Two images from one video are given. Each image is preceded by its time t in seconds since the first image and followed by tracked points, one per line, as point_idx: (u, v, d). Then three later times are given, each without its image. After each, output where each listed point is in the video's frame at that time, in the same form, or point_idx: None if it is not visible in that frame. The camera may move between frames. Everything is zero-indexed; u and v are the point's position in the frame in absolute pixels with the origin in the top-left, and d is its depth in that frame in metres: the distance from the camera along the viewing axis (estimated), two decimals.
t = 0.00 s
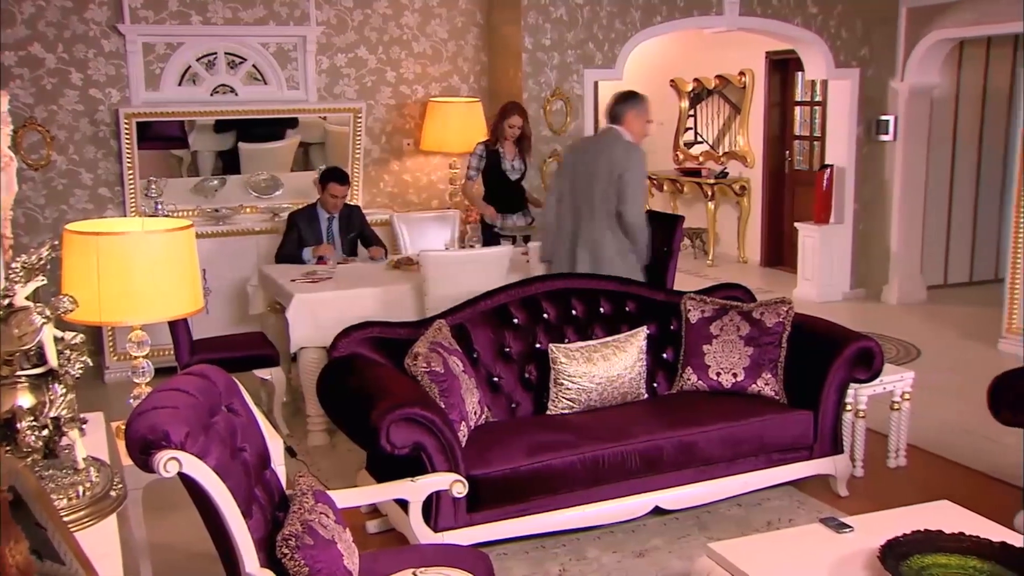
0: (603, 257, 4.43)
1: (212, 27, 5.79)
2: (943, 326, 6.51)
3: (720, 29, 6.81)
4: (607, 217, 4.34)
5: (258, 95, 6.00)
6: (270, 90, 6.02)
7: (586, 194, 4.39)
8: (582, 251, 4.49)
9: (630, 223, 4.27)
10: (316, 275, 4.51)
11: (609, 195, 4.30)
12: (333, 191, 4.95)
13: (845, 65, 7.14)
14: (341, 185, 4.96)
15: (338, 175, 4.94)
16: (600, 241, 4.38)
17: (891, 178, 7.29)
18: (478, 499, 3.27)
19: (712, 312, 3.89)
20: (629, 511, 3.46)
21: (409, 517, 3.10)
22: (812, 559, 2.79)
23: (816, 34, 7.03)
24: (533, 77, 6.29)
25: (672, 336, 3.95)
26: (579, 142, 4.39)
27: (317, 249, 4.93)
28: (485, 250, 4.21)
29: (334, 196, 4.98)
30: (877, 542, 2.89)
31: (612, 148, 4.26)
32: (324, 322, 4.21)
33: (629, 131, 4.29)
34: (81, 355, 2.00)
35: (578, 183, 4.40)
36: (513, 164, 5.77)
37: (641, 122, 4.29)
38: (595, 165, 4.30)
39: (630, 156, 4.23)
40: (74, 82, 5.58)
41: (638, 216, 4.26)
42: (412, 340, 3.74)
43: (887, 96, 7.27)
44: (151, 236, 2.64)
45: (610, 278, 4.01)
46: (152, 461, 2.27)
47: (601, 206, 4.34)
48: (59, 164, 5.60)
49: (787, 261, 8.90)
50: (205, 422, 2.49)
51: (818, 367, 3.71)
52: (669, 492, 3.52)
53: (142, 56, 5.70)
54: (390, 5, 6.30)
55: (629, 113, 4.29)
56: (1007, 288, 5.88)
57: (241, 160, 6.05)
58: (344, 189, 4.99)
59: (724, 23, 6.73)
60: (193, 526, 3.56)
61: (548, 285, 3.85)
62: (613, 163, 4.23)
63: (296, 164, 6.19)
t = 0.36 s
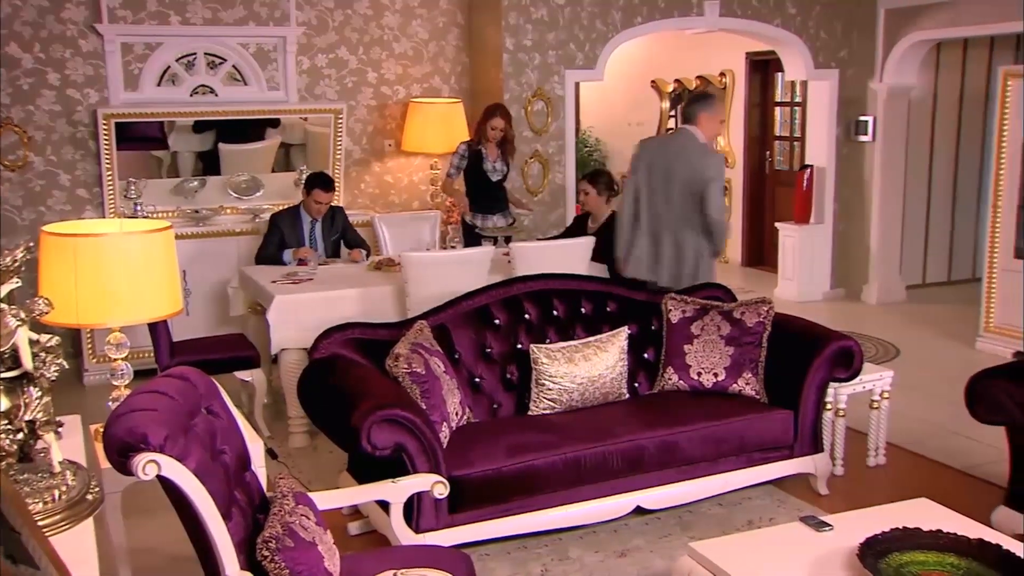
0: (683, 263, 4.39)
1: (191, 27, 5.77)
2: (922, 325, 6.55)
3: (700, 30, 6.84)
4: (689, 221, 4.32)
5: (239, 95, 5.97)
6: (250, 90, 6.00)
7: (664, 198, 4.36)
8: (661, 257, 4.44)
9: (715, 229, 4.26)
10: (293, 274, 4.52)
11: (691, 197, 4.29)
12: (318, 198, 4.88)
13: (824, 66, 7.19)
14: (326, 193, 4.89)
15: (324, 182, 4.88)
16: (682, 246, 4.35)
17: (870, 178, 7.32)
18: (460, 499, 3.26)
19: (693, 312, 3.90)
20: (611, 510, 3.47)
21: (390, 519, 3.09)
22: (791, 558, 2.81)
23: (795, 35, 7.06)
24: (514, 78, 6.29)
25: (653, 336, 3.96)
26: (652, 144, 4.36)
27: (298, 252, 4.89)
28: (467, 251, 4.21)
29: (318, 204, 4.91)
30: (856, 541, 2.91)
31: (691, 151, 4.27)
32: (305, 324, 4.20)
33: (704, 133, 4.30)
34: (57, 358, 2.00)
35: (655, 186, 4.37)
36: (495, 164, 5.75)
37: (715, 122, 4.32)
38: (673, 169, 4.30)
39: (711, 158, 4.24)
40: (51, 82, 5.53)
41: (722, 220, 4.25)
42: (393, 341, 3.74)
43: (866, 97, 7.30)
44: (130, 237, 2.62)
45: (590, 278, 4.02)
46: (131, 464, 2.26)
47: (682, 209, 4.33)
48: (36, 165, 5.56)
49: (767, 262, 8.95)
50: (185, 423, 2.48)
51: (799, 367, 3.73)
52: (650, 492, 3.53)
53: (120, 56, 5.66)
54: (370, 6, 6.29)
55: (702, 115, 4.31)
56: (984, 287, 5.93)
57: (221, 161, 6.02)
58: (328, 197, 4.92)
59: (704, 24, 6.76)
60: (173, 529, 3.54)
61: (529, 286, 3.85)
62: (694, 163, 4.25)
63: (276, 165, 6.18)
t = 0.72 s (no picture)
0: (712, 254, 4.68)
1: (166, 28, 5.74)
2: (898, 324, 6.59)
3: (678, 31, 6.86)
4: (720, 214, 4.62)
5: (215, 97, 5.94)
6: (227, 91, 5.96)
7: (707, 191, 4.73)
8: (703, 247, 4.78)
9: (734, 220, 4.51)
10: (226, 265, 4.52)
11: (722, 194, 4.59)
12: (296, 199, 4.87)
13: (800, 67, 7.23)
14: (304, 194, 4.88)
15: (302, 183, 4.87)
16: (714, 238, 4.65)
17: (846, 178, 7.36)
18: (439, 501, 3.26)
19: (671, 312, 3.92)
20: (590, 511, 3.48)
21: (368, 521, 3.08)
22: (768, 556, 2.82)
23: (772, 36, 7.10)
24: (492, 79, 6.29)
25: (631, 336, 3.97)
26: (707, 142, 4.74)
27: (276, 252, 4.88)
28: (445, 253, 4.20)
29: (296, 204, 4.90)
30: (831, 539, 2.92)
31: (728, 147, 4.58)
32: (282, 325, 4.18)
33: (751, 131, 4.56)
34: (27, 362, 1.98)
35: (702, 179, 4.73)
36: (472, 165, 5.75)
37: (766, 124, 4.53)
38: (712, 167, 4.65)
39: (743, 153, 4.50)
40: (24, 82, 5.48)
41: (741, 212, 4.50)
42: (371, 342, 3.73)
43: (841, 97, 7.33)
44: (105, 238, 2.60)
45: (568, 278, 4.02)
46: (105, 467, 2.24)
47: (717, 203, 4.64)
48: (9, 166, 5.50)
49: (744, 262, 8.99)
50: (160, 426, 2.46)
51: (775, 367, 3.75)
52: (628, 492, 3.53)
53: (94, 57, 5.62)
54: (347, 6, 6.28)
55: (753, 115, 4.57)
56: (958, 285, 5.99)
57: (197, 163, 5.99)
58: (307, 198, 4.90)
59: (681, 25, 6.78)
60: (148, 533, 3.51)
61: (507, 287, 3.86)
62: (727, 160, 4.54)
63: (253, 166, 6.17)
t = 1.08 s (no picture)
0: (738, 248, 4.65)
1: (133, 28, 5.69)
2: (867, 323, 6.65)
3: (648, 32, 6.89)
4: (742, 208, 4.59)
5: (185, 98, 5.91)
6: (196, 92, 5.93)
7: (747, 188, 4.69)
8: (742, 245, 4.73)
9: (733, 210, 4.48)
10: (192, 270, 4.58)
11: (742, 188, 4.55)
12: (268, 201, 4.85)
13: (770, 68, 7.30)
14: (276, 195, 4.85)
15: (274, 185, 4.84)
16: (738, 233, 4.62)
17: (816, 178, 7.41)
18: (411, 503, 3.25)
19: (642, 312, 3.93)
20: (563, 511, 3.48)
21: (339, 523, 3.07)
22: (739, 555, 2.83)
23: (742, 38, 7.14)
24: (463, 80, 6.29)
25: (603, 337, 3.98)
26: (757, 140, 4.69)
27: (247, 253, 4.85)
28: (415, 254, 4.19)
29: (268, 205, 4.87)
30: (801, 537, 2.94)
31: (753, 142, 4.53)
32: (251, 327, 4.16)
33: (777, 124, 4.44)
34: None
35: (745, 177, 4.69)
36: (443, 166, 5.76)
37: (783, 115, 4.37)
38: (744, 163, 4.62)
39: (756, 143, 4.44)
40: None
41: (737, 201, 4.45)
42: (343, 344, 3.72)
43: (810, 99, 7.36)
44: (70, 241, 2.57)
45: (540, 279, 4.03)
46: (71, 472, 2.21)
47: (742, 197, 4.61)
48: None
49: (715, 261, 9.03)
50: (128, 430, 2.44)
51: (746, 366, 3.77)
52: (600, 492, 3.54)
53: (61, 57, 5.55)
54: (318, 7, 6.25)
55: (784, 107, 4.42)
56: (926, 284, 6.05)
57: (166, 164, 5.95)
58: (279, 200, 4.88)
59: (652, 26, 6.82)
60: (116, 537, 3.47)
61: (479, 287, 3.86)
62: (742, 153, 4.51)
63: (224, 168, 6.14)
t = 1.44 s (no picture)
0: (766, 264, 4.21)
1: (99, 28, 5.65)
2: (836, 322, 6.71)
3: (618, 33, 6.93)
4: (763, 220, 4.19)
5: (153, 98, 5.88)
6: (164, 93, 5.90)
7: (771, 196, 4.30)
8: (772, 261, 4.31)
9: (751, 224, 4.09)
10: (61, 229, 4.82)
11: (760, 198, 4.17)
12: (239, 203, 4.82)
13: (739, 69, 7.38)
14: (247, 198, 4.83)
15: (246, 188, 4.82)
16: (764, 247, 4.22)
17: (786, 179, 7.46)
18: (382, 505, 3.23)
19: (613, 313, 3.95)
20: (536, 511, 3.49)
21: (310, 526, 3.05)
22: (710, 554, 2.84)
23: (712, 39, 7.22)
24: (434, 81, 6.29)
25: (574, 337, 4.00)
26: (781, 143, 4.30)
27: (221, 258, 4.82)
28: (387, 255, 4.18)
29: (238, 208, 4.85)
30: (771, 535, 2.96)
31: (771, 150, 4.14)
32: (222, 330, 4.14)
33: (791, 127, 4.06)
34: None
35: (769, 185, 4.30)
36: (414, 167, 5.77)
37: (795, 118, 3.98)
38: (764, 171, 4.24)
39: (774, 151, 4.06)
40: None
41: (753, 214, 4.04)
42: (314, 347, 3.70)
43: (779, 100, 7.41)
44: (38, 243, 2.54)
45: (511, 280, 4.03)
46: (35, 478, 2.19)
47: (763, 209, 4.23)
48: None
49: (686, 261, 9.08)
50: (94, 435, 2.41)
51: (717, 366, 3.80)
52: (573, 493, 3.55)
53: (26, 57, 5.50)
54: (288, 8, 6.23)
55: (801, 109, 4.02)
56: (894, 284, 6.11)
57: (135, 166, 5.89)
58: (249, 202, 4.85)
59: (622, 27, 6.86)
60: (82, 544, 3.43)
61: (450, 289, 3.86)
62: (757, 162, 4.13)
63: (193, 169, 6.07)
